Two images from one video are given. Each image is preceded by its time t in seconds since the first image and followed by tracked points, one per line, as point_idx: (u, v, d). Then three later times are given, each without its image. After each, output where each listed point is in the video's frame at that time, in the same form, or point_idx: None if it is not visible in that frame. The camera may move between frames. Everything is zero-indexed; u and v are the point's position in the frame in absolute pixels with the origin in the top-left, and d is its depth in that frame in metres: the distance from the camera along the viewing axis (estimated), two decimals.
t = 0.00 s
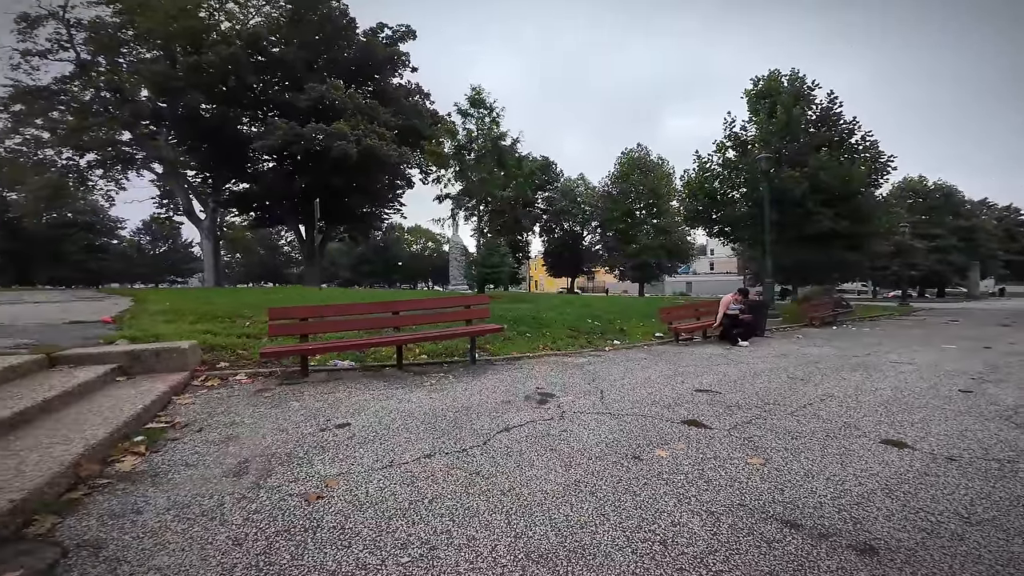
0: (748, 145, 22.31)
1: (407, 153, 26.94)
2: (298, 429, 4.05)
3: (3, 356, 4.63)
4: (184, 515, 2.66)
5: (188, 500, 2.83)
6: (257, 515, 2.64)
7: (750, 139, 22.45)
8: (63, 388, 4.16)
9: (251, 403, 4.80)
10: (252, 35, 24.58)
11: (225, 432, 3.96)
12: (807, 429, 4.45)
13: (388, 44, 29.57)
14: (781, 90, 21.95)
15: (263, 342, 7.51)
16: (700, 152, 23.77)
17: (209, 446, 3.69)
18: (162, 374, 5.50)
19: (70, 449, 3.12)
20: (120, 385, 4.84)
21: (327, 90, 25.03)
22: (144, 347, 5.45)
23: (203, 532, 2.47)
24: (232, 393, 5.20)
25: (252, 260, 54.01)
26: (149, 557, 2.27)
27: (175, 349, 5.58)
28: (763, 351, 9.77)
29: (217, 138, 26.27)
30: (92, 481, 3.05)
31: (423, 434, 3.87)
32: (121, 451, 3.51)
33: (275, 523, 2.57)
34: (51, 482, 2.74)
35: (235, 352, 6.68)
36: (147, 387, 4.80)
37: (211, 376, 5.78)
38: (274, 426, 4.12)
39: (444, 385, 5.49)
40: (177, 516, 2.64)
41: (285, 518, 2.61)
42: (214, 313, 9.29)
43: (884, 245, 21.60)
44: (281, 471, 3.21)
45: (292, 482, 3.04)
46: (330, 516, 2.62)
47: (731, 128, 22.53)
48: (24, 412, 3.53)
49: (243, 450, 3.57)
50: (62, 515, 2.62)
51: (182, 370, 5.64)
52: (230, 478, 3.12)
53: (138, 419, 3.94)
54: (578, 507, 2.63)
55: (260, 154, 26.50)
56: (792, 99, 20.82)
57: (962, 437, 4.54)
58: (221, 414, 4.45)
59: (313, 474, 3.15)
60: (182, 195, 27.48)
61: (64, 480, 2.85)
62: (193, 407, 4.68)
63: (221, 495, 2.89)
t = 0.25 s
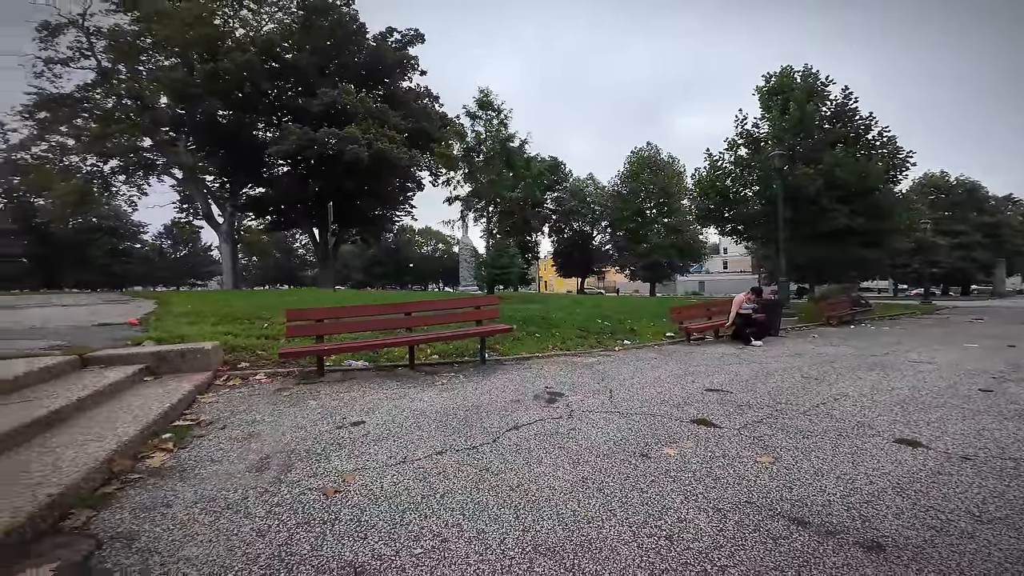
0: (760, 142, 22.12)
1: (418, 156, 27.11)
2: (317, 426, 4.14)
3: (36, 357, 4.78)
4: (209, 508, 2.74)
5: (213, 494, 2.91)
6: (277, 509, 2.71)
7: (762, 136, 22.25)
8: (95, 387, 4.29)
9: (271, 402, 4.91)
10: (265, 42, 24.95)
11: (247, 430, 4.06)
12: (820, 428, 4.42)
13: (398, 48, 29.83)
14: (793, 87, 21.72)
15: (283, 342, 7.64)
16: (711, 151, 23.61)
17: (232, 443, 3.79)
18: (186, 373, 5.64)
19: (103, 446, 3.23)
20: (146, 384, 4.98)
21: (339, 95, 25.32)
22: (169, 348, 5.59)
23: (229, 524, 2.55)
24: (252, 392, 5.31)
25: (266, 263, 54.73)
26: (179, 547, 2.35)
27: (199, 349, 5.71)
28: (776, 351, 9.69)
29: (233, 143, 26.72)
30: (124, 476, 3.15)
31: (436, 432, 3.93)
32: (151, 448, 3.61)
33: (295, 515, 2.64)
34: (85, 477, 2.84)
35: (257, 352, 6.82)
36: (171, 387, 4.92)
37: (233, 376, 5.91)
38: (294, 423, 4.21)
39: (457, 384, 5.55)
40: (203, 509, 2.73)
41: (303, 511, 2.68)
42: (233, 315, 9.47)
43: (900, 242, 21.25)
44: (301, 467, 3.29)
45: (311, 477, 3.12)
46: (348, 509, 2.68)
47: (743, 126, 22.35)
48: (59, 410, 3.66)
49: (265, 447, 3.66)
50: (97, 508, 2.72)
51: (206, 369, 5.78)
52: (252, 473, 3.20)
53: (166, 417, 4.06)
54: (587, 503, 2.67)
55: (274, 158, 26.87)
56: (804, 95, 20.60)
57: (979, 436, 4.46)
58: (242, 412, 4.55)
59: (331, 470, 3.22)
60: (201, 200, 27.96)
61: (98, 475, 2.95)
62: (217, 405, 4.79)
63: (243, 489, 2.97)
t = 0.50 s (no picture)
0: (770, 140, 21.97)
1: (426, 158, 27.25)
2: (327, 425, 4.23)
3: (59, 359, 4.94)
4: (224, 501, 2.84)
5: (228, 488, 3.01)
6: (287, 502, 2.80)
7: (771, 134, 22.09)
8: (116, 386, 4.43)
9: (284, 401, 5.02)
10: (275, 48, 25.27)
11: (260, 428, 4.16)
12: (824, 427, 4.41)
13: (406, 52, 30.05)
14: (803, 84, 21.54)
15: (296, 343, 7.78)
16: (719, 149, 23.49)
17: (246, 440, 3.89)
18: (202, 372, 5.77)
19: (124, 443, 3.34)
20: (163, 384, 5.12)
21: (348, 100, 25.57)
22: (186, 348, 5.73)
23: (242, 516, 2.64)
24: (265, 391, 5.43)
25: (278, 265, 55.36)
26: (194, 537, 2.44)
27: (215, 349, 5.84)
28: (784, 350, 9.62)
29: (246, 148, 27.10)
30: (146, 471, 3.26)
31: (442, 430, 4.00)
32: (170, 445, 3.73)
33: (304, 508, 2.73)
34: (109, 472, 2.95)
35: (271, 353, 6.95)
36: (188, 386, 5.06)
37: (247, 375, 6.03)
38: (306, 421, 4.31)
39: (464, 384, 5.62)
40: (218, 502, 2.83)
41: (311, 505, 2.76)
42: (247, 317, 9.64)
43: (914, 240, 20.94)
44: (312, 462, 3.37)
45: (320, 472, 3.21)
46: (354, 503, 2.76)
47: (752, 124, 22.22)
48: (85, 409, 3.79)
49: (277, 444, 3.75)
50: (119, 501, 2.82)
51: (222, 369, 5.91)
52: (265, 468, 3.30)
53: (184, 415, 4.17)
54: (587, 498, 2.72)
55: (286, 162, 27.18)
56: (814, 92, 20.43)
57: (988, 435, 4.42)
58: (255, 410, 4.67)
59: (339, 465, 3.30)
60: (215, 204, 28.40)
61: (120, 470, 3.06)
62: (231, 404, 4.91)
63: (256, 483, 3.06)
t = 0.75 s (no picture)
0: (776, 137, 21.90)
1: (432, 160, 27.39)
2: (339, 422, 4.33)
3: (81, 360, 5.10)
4: (244, 493, 2.95)
5: (246, 481, 3.12)
6: (302, 495, 2.91)
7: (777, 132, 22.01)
8: (137, 386, 4.57)
9: (296, 400, 5.13)
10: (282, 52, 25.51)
11: (275, 425, 4.28)
12: (827, 424, 4.45)
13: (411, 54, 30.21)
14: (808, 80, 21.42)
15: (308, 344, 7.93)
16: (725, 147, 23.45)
17: (262, 437, 4.00)
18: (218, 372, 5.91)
19: (147, 440, 3.47)
20: (181, 383, 5.26)
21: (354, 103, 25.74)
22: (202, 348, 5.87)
23: (260, 509, 2.75)
24: (279, 391, 5.56)
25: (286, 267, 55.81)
26: (217, 528, 2.55)
27: (230, 350, 5.98)
28: (791, 348, 9.61)
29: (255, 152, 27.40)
30: (168, 466, 3.38)
31: (449, 427, 4.09)
32: (191, 442, 3.85)
33: (319, 500, 2.83)
34: (134, 467, 3.07)
35: (284, 353, 7.10)
36: (205, 386, 5.19)
37: (261, 375, 6.17)
38: (318, 419, 4.42)
39: (471, 383, 5.71)
40: (238, 495, 2.94)
41: (325, 497, 2.87)
42: (259, 319, 9.81)
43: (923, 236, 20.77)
44: (325, 458, 3.48)
45: (333, 467, 3.31)
46: (367, 496, 2.86)
47: (758, 121, 22.16)
48: (109, 407, 3.93)
49: (292, 440, 3.86)
50: (145, 495, 2.95)
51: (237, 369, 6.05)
52: (281, 463, 3.41)
53: (202, 414, 4.30)
54: (592, 491, 2.80)
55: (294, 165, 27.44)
56: (820, 89, 20.32)
57: (991, 431, 4.44)
58: (269, 409, 4.78)
59: (352, 460, 3.41)
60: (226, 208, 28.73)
61: (144, 466, 3.18)
62: (246, 403, 5.04)
63: (273, 477, 3.17)
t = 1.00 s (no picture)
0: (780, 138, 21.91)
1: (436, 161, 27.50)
2: (347, 420, 4.42)
3: (96, 358, 5.22)
4: (258, 488, 3.04)
5: (260, 476, 3.22)
6: (314, 490, 2.99)
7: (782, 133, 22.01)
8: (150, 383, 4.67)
9: (305, 397, 5.22)
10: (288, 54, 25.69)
11: (285, 422, 4.38)
12: (828, 424, 4.50)
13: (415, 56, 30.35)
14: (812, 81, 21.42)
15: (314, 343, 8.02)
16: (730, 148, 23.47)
17: (273, 433, 4.10)
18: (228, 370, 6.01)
19: (163, 435, 3.57)
20: (192, 381, 5.37)
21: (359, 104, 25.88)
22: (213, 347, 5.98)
23: (274, 502, 2.84)
24: (288, 389, 5.66)
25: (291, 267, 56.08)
26: (233, 521, 2.64)
27: (240, 348, 6.08)
28: (793, 349, 9.63)
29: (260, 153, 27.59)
30: (184, 461, 3.48)
31: (455, 425, 4.16)
32: (205, 437, 3.96)
33: (330, 494, 2.91)
34: (152, 462, 3.17)
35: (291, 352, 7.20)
36: (216, 383, 5.29)
37: (270, 374, 6.26)
38: (327, 416, 4.51)
39: (476, 382, 5.79)
40: (252, 489, 3.03)
41: (336, 491, 2.96)
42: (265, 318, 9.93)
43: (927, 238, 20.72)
44: (336, 453, 3.57)
45: (343, 463, 3.40)
46: (376, 490, 2.94)
47: (762, 122, 22.18)
48: (126, 404, 4.04)
49: (302, 437, 3.95)
50: (163, 488, 3.05)
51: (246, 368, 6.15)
52: (293, 458, 3.50)
53: (215, 411, 4.40)
54: (595, 486, 2.88)
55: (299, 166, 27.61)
56: (824, 90, 20.31)
57: (991, 431, 4.48)
58: (279, 406, 4.88)
59: (361, 456, 3.49)
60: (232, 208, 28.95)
61: (162, 460, 3.28)
62: (257, 400, 5.14)
63: (285, 472, 3.27)
